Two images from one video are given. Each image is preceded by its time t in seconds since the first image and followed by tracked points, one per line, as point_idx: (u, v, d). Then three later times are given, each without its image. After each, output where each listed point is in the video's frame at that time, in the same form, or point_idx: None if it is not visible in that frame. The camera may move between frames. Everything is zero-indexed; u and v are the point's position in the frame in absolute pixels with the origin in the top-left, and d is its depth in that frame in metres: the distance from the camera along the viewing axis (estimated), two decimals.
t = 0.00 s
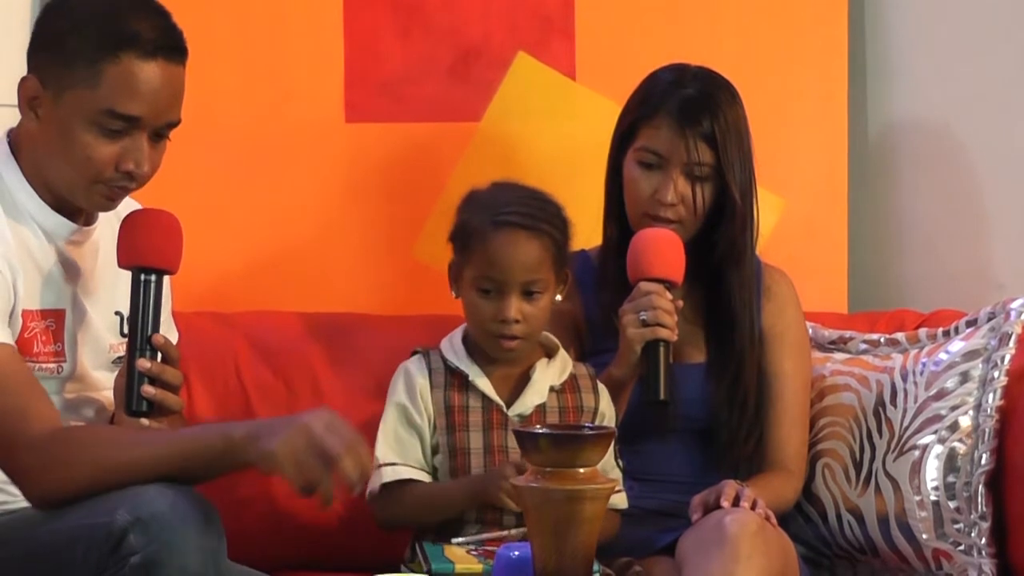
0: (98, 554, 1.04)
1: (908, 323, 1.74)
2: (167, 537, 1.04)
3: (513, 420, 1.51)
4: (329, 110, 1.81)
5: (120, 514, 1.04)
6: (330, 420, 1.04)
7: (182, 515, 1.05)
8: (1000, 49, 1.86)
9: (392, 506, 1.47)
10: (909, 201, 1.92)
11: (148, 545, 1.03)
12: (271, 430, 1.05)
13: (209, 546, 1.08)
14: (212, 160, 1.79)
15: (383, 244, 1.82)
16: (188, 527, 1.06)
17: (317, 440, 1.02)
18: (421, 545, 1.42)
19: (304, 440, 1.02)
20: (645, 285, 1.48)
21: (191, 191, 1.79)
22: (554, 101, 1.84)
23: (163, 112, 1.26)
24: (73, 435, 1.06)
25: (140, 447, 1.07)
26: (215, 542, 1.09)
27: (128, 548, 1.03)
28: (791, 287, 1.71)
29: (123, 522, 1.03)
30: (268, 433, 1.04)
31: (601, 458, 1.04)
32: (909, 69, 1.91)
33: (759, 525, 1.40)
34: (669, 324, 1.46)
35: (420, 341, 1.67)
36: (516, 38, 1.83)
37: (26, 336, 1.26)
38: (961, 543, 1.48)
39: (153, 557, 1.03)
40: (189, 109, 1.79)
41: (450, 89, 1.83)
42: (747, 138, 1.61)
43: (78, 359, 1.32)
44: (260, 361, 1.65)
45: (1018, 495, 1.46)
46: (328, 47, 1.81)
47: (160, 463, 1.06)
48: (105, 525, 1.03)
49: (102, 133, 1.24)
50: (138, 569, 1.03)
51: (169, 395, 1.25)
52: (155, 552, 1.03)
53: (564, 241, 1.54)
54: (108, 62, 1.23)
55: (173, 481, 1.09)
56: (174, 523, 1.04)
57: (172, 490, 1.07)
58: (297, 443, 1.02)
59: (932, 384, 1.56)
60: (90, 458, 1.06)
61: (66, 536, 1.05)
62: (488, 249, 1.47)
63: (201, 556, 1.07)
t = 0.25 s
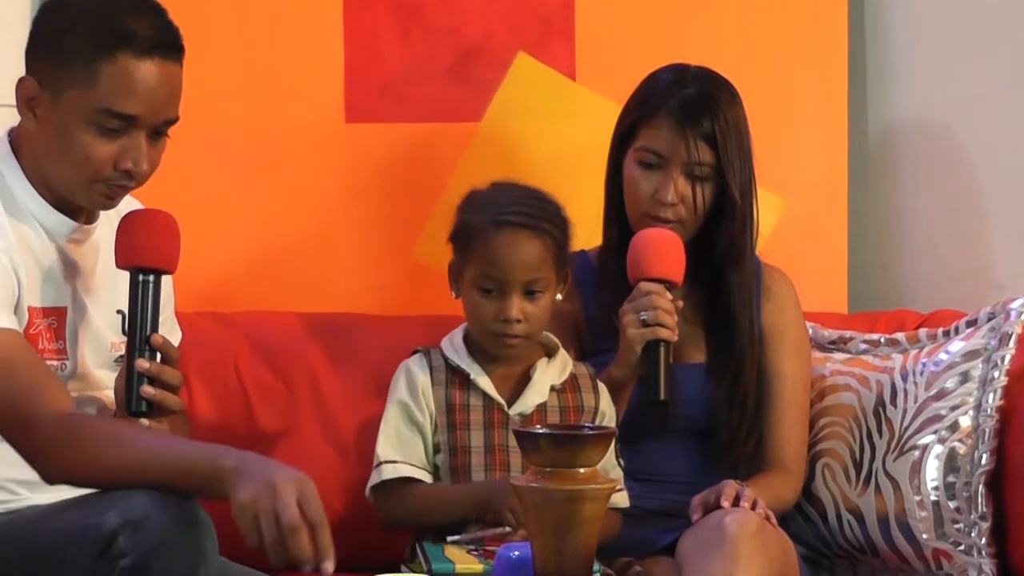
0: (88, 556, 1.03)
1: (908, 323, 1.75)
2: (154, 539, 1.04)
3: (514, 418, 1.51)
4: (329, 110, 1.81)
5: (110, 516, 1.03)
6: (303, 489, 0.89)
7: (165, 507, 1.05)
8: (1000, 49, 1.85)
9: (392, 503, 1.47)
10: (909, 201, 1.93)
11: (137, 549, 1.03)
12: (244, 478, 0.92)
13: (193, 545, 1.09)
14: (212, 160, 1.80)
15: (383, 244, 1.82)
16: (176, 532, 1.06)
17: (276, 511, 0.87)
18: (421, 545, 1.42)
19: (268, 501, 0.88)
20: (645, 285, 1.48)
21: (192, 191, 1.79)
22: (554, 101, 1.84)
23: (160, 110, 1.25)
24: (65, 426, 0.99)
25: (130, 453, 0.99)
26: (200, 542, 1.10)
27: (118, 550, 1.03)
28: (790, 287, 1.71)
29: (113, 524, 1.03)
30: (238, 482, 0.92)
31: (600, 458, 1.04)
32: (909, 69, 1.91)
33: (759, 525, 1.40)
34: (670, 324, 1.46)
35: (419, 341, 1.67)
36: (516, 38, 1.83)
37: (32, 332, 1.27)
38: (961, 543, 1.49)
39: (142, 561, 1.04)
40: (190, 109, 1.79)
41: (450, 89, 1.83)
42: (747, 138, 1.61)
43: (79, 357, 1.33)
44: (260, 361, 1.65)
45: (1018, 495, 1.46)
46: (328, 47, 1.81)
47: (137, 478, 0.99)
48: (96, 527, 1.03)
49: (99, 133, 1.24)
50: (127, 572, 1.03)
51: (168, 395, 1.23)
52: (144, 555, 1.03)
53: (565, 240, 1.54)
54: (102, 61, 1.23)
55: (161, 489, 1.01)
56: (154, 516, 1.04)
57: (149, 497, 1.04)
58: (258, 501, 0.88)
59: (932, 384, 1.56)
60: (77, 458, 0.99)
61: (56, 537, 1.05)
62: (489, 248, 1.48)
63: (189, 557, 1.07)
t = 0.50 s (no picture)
0: (83, 555, 1.10)
1: (909, 323, 1.74)
2: (146, 540, 1.10)
3: (515, 417, 1.51)
4: (329, 109, 1.81)
5: (103, 516, 1.10)
6: (292, 540, 0.89)
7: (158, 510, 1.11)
8: (1000, 52, 1.86)
9: (394, 501, 1.47)
10: (910, 200, 1.92)
11: (130, 548, 1.10)
12: (235, 511, 0.92)
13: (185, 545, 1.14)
14: (212, 159, 1.80)
15: (383, 244, 1.81)
16: (165, 531, 1.11)
17: (259, 557, 0.87)
18: (421, 544, 1.41)
19: (253, 542, 0.88)
20: (645, 284, 1.48)
21: (192, 190, 1.79)
22: (555, 100, 1.84)
23: (156, 105, 1.25)
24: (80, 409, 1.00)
25: (136, 451, 0.99)
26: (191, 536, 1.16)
27: (111, 550, 1.09)
28: (791, 285, 1.71)
29: (106, 524, 1.09)
30: (229, 515, 0.92)
31: (601, 457, 1.04)
32: (910, 67, 1.91)
33: (760, 524, 1.39)
34: (670, 323, 1.45)
35: (419, 340, 1.67)
36: (516, 37, 1.83)
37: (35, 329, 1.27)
38: (962, 542, 1.49)
39: (134, 560, 1.10)
40: (189, 108, 1.79)
41: (450, 89, 1.83)
42: (748, 137, 1.61)
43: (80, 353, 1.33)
44: (260, 361, 1.64)
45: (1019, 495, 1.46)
46: (328, 46, 1.81)
47: (135, 476, 0.99)
48: (90, 526, 1.10)
49: (97, 129, 1.24)
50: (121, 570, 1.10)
51: (168, 391, 1.23)
52: (136, 555, 1.10)
53: (566, 238, 1.54)
54: (98, 58, 1.23)
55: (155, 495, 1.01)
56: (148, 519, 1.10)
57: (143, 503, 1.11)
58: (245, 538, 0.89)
59: (933, 383, 1.56)
60: (87, 442, 1.00)
61: (52, 536, 1.11)
62: (490, 246, 1.48)
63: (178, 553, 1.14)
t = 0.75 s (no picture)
0: (85, 555, 1.10)
1: (911, 322, 1.74)
2: (145, 539, 1.08)
3: (518, 417, 1.51)
4: (330, 109, 1.81)
5: (103, 516, 1.10)
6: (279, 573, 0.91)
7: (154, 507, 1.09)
8: (1001, 49, 1.85)
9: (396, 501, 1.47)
10: (912, 200, 1.92)
11: (130, 548, 1.09)
12: (228, 533, 0.94)
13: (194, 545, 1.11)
14: (212, 159, 1.80)
15: (384, 243, 1.81)
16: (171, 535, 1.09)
17: None
18: (424, 543, 1.41)
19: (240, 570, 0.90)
20: (647, 284, 1.48)
21: (192, 190, 1.79)
22: (557, 99, 1.83)
23: (158, 103, 1.25)
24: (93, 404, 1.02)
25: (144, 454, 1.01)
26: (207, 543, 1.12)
27: (112, 550, 1.09)
28: (793, 285, 1.70)
29: (106, 524, 1.09)
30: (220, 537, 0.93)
31: (603, 457, 1.04)
32: (913, 66, 1.91)
33: (761, 523, 1.40)
34: (672, 323, 1.45)
35: (420, 340, 1.67)
36: (518, 37, 1.82)
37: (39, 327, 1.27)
38: (964, 541, 1.48)
39: (134, 560, 1.09)
40: (190, 108, 1.79)
41: (452, 88, 1.82)
42: (750, 136, 1.61)
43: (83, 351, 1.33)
44: (262, 360, 1.64)
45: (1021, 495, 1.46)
46: (329, 45, 1.80)
47: (138, 478, 1.01)
48: (90, 527, 1.10)
49: (98, 127, 1.24)
50: (122, 571, 1.09)
51: (169, 386, 1.24)
52: (136, 555, 1.09)
53: (568, 238, 1.54)
54: (100, 55, 1.23)
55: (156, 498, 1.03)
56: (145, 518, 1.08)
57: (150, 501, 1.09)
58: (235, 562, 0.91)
59: (935, 382, 1.56)
60: (98, 436, 1.02)
61: (55, 537, 1.12)
62: (491, 246, 1.47)
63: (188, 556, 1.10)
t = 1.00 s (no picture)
0: (87, 555, 1.11)
1: (913, 321, 1.74)
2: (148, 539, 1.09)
3: (520, 417, 1.52)
4: (332, 108, 1.81)
5: (106, 516, 1.11)
6: None
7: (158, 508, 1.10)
8: (1001, 49, 1.85)
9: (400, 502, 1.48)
10: (914, 199, 1.92)
11: (132, 548, 1.10)
12: (226, 540, 0.96)
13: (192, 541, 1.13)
14: (214, 158, 1.80)
15: (386, 242, 1.81)
16: (173, 537, 1.09)
17: None
18: (426, 542, 1.40)
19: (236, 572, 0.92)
20: (650, 284, 1.48)
21: (193, 189, 1.79)
22: (559, 98, 1.83)
23: (158, 100, 1.25)
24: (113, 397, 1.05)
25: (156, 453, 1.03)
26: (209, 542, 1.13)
27: (114, 549, 1.10)
28: (795, 285, 1.70)
29: (108, 523, 1.10)
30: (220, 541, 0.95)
31: (605, 456, 1.04)
32: (915, 65, 1.90)
33: (764, 523, 1.39)
34: (674, 323, 1.46)
35: (421, 339, 1.67)
36: (520, 36, 1.82)
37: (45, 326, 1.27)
38: (966, 541, 1.49)
39: (137, 559, 1.10)
40: (191, 107, 1.79)
41: (454, 88, 1.83)
42: (752, 135, 1.61)
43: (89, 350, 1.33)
44: (264, 360, 1.65)
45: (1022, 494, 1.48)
46: (330, 44, 1.80)
47: (147, 477, 1.04)
48: (92, 526, 1.11)
49: (99, 127, 1.24)
50: (124, 570, 1.11)
51: (176, 382, 1.25)
52: (138, 554, 1.10)
53: (570, 237, 1.54)
54: (98, 54, 1.23)
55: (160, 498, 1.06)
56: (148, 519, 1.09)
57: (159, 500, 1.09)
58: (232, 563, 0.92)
59: (937, 382, 1.56)
60: (113, 430, 1.05)
61: (56, 536, 1.12)
62: (492, 246, 1.48)
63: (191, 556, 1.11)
